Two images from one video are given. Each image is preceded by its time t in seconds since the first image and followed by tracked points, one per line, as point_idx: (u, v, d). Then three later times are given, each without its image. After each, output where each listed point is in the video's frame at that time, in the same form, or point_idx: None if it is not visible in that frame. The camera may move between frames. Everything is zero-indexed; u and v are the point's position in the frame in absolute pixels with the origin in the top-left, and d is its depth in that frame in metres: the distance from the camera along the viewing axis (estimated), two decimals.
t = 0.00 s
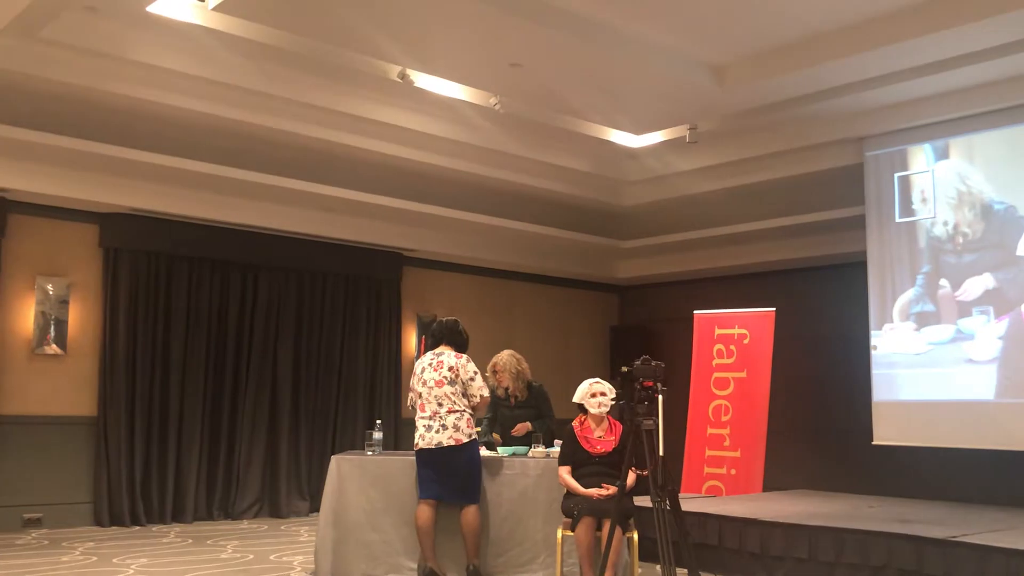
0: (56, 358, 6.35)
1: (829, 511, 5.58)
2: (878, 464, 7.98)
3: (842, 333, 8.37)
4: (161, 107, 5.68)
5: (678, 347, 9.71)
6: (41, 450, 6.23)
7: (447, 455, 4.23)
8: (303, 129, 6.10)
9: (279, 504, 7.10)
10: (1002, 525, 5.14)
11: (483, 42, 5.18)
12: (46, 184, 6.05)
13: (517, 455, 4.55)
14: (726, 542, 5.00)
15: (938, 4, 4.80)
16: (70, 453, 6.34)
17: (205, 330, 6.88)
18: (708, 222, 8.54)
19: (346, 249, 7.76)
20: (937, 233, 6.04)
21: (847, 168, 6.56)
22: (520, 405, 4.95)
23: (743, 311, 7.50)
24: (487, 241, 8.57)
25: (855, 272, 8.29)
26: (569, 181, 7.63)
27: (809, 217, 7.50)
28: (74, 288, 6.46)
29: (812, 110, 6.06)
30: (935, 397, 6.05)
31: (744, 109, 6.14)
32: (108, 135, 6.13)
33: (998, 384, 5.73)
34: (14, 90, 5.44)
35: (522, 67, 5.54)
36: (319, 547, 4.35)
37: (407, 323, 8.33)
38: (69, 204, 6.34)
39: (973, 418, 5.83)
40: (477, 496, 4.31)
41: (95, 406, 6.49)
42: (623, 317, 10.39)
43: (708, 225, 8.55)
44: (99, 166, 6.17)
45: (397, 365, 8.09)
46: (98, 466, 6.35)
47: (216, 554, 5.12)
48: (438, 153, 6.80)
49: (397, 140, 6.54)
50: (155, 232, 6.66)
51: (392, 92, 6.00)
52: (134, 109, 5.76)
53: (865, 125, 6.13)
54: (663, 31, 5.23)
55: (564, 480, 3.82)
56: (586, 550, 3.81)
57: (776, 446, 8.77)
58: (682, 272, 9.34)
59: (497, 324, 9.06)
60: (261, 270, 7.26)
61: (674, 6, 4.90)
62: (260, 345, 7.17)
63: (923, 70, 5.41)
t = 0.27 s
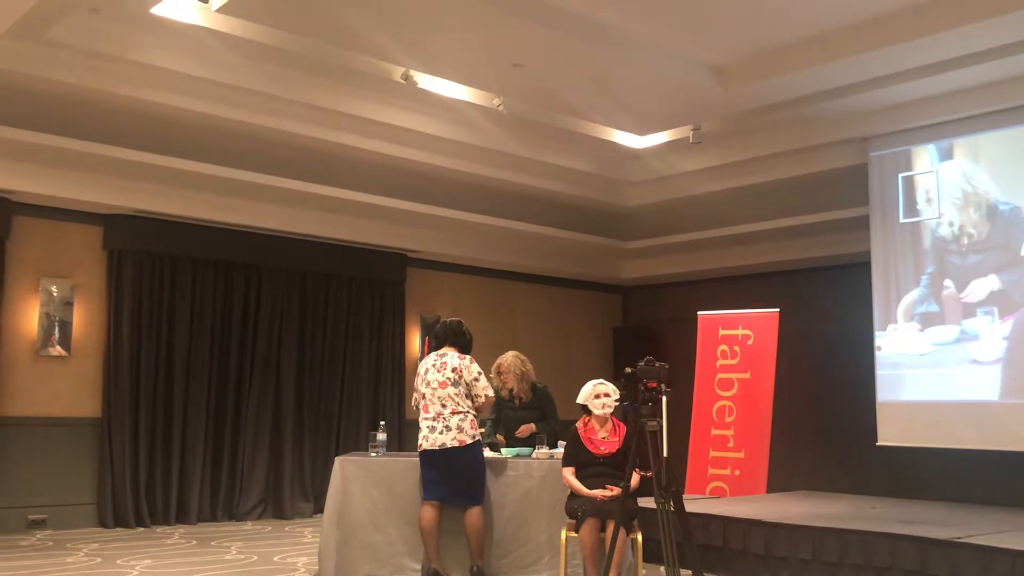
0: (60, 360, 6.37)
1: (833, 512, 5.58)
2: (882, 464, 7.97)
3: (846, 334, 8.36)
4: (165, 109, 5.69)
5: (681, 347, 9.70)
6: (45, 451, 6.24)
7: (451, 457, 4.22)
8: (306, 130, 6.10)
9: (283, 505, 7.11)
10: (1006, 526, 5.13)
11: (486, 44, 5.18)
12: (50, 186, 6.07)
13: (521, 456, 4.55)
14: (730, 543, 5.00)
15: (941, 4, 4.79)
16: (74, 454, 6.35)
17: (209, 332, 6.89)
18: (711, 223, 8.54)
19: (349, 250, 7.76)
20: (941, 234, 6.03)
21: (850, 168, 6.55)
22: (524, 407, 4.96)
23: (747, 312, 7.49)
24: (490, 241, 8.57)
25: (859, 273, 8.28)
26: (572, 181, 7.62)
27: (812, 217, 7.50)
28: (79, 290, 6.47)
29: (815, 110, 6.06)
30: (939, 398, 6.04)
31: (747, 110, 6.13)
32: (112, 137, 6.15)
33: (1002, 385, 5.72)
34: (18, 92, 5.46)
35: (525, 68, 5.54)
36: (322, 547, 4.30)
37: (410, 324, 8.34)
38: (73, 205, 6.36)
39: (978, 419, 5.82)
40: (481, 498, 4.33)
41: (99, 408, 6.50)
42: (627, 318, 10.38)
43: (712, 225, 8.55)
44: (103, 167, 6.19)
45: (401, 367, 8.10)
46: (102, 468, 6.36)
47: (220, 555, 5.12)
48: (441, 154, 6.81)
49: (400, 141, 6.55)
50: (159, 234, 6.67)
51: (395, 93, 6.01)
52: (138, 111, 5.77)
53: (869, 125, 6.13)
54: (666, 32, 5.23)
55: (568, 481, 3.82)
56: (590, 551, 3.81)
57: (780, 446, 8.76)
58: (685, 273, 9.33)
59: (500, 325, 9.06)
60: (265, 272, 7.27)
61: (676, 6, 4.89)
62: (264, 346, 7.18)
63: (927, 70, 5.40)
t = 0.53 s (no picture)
0: (62, 361, 6.37)
1: (835, 513, 5.57)
2: (884, 466, 7.97)
3: (848, 335, 8.36)
4: (168, 110, 5.70)
5: (683, 348, 9.70)
6: (48, 452, 6.25)
7: (452, 458, 4.23)
8: (308, 132, 6.11)
9: (285, 506, 7.12)
10: (1008, 528, 5.13)
11: (488, 45, 5.19)
12: (52, 187, 6.07)
13: (523, 457, 4.55)
14: (732, 544, 5.00)
15: (943, 5, 4.79)
16: (75, 456, 6.36)
17: (211, 332, 6.89)
18: (713, 224, 8.54)
19: (351, 251, 7.77)
20: (944, 235, 6.02)
21: (852, 169, 6.55)
22: (527, 408, 4.95)
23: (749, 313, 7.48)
24: (492, 242, 8.58)
25: (860, 274, 8.28)
26: (574, 182, 7.62)
27: (814, 218, 7.50)
28: (81, 291, 6.48)
29: (817, 111, 6.06)
30: (941, 399, 6.04)
31: (749, 111, 6.13)
32: (115, 138, 6.16)
33: (1004, 386, 5.71)
34: (21, 93, 5.46)
35: (527, 69, 5.54)
36: (325, 549, 4.32)
37: (412, 325, 8.35)
38: (76, 206, 6.37)
39: (980, 420, 5.82)
40: (483, 499, 4.34)
41: (102, 408, 6.51)
42: (629, 319, 10.39)
43: (713, 226, 8.55)
44: (105, 169, 6.19)
45: (403, 368, 8.11)
46: (104, 468, 6.36)
47: (223, 556, 5.13)
48: (443, 155, 6.81)
49: (402, 142, 6.55)
50: (161, 235, 6.68)
51: (397, 94, 6.01)
52: (141, 112, 5.78)
53: (871, 126, 6.13)
54: (668, 34, 5.23)
55: (570, 482, 3.82)
56: (592, 553, 3.80)
57: (782, 448, 8.76)
58: (687, 274, 9.33)
59: (502, 326, 9.06)
60: (267, 273, 7.28)
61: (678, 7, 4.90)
62: (266, 347, 7.18)
63: (929, 71, 5.40)
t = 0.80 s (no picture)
0: (62, 362, 6.37)
1: (835, 516, 5.57)
2: (883, 469, 7.96)
3: (848, 337, 8.35)
4: (168, 111, 5.70)
5: (683, 351, 9.70)
6: (47, 452, 6.25)
7: (451, 460, 4.22)
8: (308, 133, 6.11)
9: (284, 507, 7.12)
10: (1008, 531, 5.12)
11: (488, 47, 5.19)
12: (52, 188, 6.07)
13: (522, 459, 4.56)
14: (731, 547, 4.99)
15: (943, 7, 4.79)
16: (75, 457, 6.36)
17: (210, 333, 6.89)
18: (713, 226, 8.54)
19: (351, 253, 7.77)
20: (945, 238, 6.02)
21: (852, 172, 6.56)
22: (527, 410, 4.95)
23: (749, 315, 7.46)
24: (492, 244, 8.58)
25: (860, 277, 8.28)
26: (574, 184, 7.62)
27: (814, 221, 7.50)
28: (80, 292, 6.48)
29: (817, 114, 6.06)
30: (940, 402, 6.04)
31: (748, 113, 6.14)
32: (115, 139, 6.16)
33: (1004, 389, 5.71)
34: (21, 94, 5.47)
35: (527, 71, 5.54)
36: (323, 551, 4.33)
37: (412, 326, 8.35)
38: (76, 207, 6.37)
39: (980, 424, 5.81)
40: (482, 501, 4.33)
41: (101, 409, 6.51)
42: (629, 321, 10.39)
43: (713, 229, 8.55)
44: (105, 169, 6.19)
45: (403, 369, 8.10)
46: (103, 469, 6.36)
47: (221, 558, 5.13)
48: (443, 156, 6.81)
49: (402, 144, 6.55)
50: (161, 236, 6.68)
51: (398, 96, 6.02)
52: (141, 113, 5.78)
53: (871, 129, 6.13)
54: (668, 36, 5.23)
55: (569, 484, 3.82)
56: (590, 555, 3.79)
57: (782, 450, 8.75)
58: (687, 276, 9.33)
59: (502, 328, 9.06)
60: (267, 274, 7.28)
61: (679, 9, 4.90)
62: (265, 348, 7.18)
63: (930, 74, 5.40)
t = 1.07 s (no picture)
0: (60, 362, 6.37)
1: (833, 519, 5.57)
2: (882, 472, 7.97)
3: (846, 341, 8.36)
4: (168, 112, 5.71)
5: (682, 353, 9.71)
6: (45, 453, 6.25)
7: (449, 461, 4.23)
8: (308, 135, 6.11)
9: (282, 508, 7.11)
10: (1006, 534, 5.13)
11: (489, 49, 5.20)
12: (52, 188, 6.08)
13: (521, 462, 4.57)
14: (729, 550, 4.99)
15: (943, 12, 4.80)
16: (73, 457, 6.35)
17: (209, 334, 6.90)
18: (712, 229, 8.55)
19: (350, 254, 7.77)
20: (944, 241, 6.03)
21: (851, 176, 6.57)
22: (526, 412, 4.95)
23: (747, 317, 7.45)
24: (491, 247, 8.59)
25: (859, 280, 8.29)
26: (573, 187, 7.63)
27: (812, 224, 7.51)
28: (79, 292, 6.48)
29: (816, 117, 6.07)
30: (938, 405, 6.04)
31: (748, 116, 6.14)
32: (115, 140, 6.17)
33: (1003, 392, 5.71)
34: (21, 95, 5.47)
35: (527, 73, 5.55)
36: (321, 553, 4.33)
37: (411, 328, 8.36)
38: (75, 208, 6.37)
39: (978, 427, 5.82)
40: (481, 503, 4.32)
41: (99, 410, 6.50)
42: (627, 324, 10.39)
43: (712, 231, 8.56)
44: (105, 170, 6.20)
45: (402, 371, 8.11)
46: (102, 470, 6.35)
47: (219, 559, 5.12)
48: (443, 158, 6.82)
49: (402, 146, 6.56)
50: (161, 237, 6.68)
51: (398, 98, 6.02)
52: (141, 114, 5.78)
53: (870, 132, 6.14)
54: (668, 39, 5.24)
55: (567, 486, 3.83)
56: (589, 557, 3.80)
57: (780, 453, 8.75)
58: (686, 279, 9.34)
59: (501, 330, 9.06)
60: (266, 275, 7.28)
61: (680, 12, 4.90)
62: (264, 349, 7.19)
63: (929, 78, 5.41)
